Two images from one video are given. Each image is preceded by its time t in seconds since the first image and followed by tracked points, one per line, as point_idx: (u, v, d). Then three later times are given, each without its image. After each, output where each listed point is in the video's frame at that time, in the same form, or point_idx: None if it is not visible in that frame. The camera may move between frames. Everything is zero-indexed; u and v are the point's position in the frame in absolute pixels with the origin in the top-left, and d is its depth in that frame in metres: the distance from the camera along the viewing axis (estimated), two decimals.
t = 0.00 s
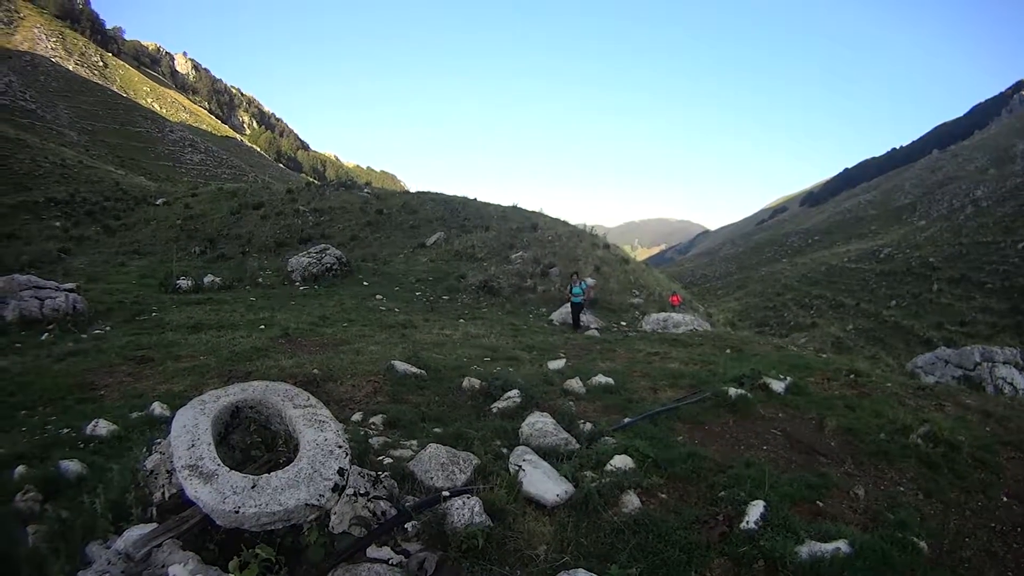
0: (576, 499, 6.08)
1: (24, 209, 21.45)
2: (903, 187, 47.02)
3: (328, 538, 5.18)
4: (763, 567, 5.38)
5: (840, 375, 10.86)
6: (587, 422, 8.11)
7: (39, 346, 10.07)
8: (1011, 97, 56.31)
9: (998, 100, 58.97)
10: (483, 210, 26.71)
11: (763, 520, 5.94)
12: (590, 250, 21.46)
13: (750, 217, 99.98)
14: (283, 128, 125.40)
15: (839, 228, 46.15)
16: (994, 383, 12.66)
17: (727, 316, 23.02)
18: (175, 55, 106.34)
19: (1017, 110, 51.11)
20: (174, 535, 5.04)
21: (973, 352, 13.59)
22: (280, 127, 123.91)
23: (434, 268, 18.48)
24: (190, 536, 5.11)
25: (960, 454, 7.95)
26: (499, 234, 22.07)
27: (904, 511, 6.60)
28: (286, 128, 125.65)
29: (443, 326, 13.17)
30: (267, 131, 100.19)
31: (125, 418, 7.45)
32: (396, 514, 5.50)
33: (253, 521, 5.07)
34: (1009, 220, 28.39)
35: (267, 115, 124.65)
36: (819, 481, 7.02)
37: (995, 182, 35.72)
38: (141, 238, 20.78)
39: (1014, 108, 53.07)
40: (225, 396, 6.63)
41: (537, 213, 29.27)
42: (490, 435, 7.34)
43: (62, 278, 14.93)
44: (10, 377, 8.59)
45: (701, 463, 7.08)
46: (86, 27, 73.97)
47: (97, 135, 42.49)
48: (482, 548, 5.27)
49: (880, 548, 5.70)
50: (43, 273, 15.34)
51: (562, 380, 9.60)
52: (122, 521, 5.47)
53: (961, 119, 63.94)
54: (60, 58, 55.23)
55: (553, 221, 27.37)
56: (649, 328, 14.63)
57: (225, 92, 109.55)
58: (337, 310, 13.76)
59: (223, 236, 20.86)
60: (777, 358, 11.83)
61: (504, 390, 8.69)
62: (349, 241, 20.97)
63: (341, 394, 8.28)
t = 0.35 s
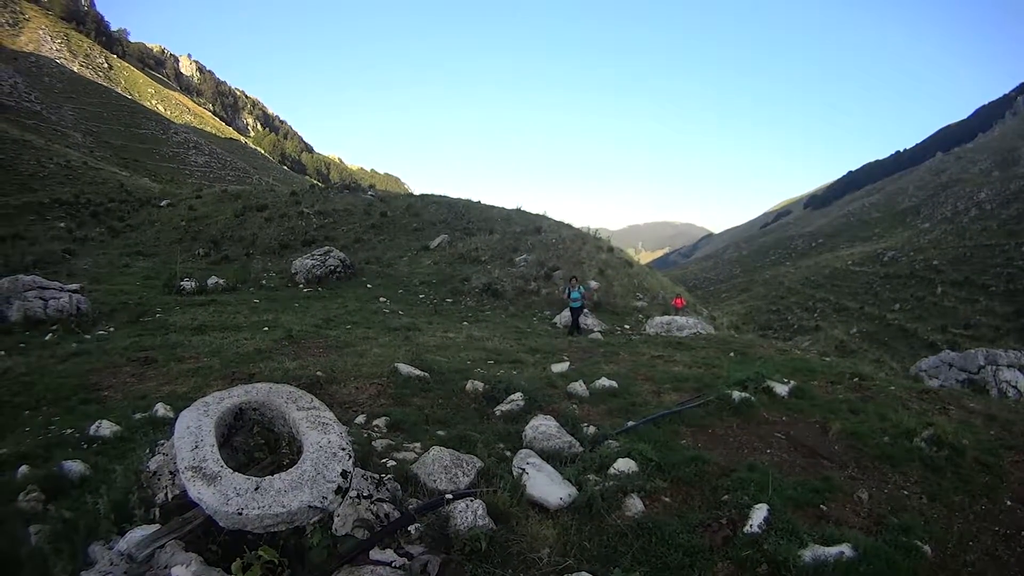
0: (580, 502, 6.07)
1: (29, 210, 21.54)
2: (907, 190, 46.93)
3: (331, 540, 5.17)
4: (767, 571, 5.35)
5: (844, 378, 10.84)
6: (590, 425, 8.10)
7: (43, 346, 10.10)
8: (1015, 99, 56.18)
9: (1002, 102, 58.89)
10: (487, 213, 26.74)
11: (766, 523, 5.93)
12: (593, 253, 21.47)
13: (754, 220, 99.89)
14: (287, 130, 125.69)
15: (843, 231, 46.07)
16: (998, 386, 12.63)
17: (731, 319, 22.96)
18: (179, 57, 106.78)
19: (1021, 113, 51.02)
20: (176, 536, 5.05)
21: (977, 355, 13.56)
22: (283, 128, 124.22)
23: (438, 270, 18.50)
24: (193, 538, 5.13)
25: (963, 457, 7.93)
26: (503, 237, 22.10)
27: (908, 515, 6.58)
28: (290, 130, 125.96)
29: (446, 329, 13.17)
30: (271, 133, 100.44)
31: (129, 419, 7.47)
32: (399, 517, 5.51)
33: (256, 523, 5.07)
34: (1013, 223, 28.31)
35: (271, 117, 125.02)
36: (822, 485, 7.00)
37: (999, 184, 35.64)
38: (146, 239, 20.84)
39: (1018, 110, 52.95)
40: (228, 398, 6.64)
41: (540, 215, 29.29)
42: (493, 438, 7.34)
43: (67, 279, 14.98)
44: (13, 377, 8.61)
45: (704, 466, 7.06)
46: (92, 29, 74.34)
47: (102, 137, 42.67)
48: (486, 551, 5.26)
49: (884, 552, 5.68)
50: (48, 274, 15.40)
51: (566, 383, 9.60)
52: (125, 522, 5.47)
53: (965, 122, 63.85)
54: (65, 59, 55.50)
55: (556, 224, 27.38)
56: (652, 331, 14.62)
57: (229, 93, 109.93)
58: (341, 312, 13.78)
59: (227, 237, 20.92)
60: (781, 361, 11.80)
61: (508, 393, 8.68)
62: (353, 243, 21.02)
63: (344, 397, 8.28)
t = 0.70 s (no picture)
0: (577, 497, 6.08)
1: (25, 210, 21.49)
2: (904, 186, 46.98)
3: (328, 537, 5.17)
4: (765, 566, 5.37)
5: (842, 374, 10.86)
6: (588, 420, 8.11)
7: (40, 346, 10.09)
8: (1012, 96, 56.22)
9: (999, 98, 58.92)
10: (484, 209, 26.72)
11: (764, 518, 5.94)
12: (591, 249, 21.46)
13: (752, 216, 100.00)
14: (284, 128, 125.44)
15: (841, 227, 46.12)
16: (994, 381, 12.68)
17: (729, 315, 22.99)
18: (176, 55, 106.51)
19: (1018, 109, 51.05)
20: (174, 534, 5.06)
21: (974, 351, 13.58)
22: (280, 126, 123.99)
23: (436, 267, 18.49)
24: (191, 536, 5.14)
25: (960, 453, 7.95)
26: (500, 233, 22.09)
27: (905, 511, 6.60)
28: (288, 128, 125.73)
29: (444, 325, 13.17)
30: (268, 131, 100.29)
31: (127, 418, 7.47)
32: (397, 513, 5.52)
33: (253, 520, 5.07)
34: (1010, 219, 28.35)
35: (268, 116, 124.77)
36: (820, 480, 7.03)
37: (996, 180, 35.70)
38: (142, 238, 20.80)
39: (1015, 106, 53.00)
40: (225, 396, 6.62)
41: (538, 212, 29.27)
42: (491, 434, 7.35)
43: (63, 278, 14.95)
44: (10, 377, 8.60)
45: (702, 461, 7.08)
46: (87, 28, 74.11)
47: (98, 136, 42.56)
48: (483, 547, 5.27)
49: (882, 547, 5.69)
50: (45, 274, 15.36)
51: (563, 379, 9.61)
52: (123, 521, 5.48)
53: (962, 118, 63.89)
54: (61, 59, 55.33)
55: (554, 220, 27.37)
56: (650, 326, 14.64)
57: (226, 92, 109.68)
58: (339, 310, 13.77)
59: (224, 235, 20.88)
60: (778, 356, 11.83)
61: (506, 389, 8.69)
62: (351, 241, 21.00)
63: (342, 394, 8.28)
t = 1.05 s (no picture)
0: (577, 492, 6.09)
1: (25, 207, 21.48)
2: (905, 181, 46.89)
3: (328, 532, 5.18)
4: (765, 562, 5.38)
5: (842, 368, 10.86)
6: (587, 415, 8.11)
7: (41, 344, 10.09)
8: (1013, 91, 56.07)
9: (1000, 93, 58.75)
10: (484, 204, 26.68)
11: (764, 513, 5.96)
12: (591, 244, 21.44)
13: (751, 211, 99.92)
14: (283, 124, 125.25)
15: (841, 222, 46.07)
16: (994, 376, 12.63)
17: (729, 309, 23.00)
18: (174, 52, 106.26)
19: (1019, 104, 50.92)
20: (174, 530, 5.08)
21: (975, 346, 13.57)
22: (279, 123, 123.77)
23: (435, 262, 18.47)
24: (190, 532, 5.16)
25: (961, 448, 7.95)
26: (500, 228, 22.06)
27: (905, 505, 6.60)
28: (287, 125, 125.54)
29: (444, 320, 13.17)
30: (267, 127, 100.17)
31: (127, 414, 7.48)
32: (396, 508, 5.52)
33: (253, 516, 5.08)
34: (1011, 214, 28.30)
35: (267, 112, 124.58)
36: (820, 474, 7.04)
37: (996, 176, 35.64)
38: (142, 235, 20.79)
39: (1016, 101, 52.88)
40: (225, 391, 6.62)
41: (538, 207, 29.24)
42: (491, 429, 7.35)
43: (63, 275, 14.94)
44: (11, 374, 8.61)
45: (702, 456, 7.08)
46: (85, 25, 73.96)
47: (97, 133, 42.51)
48: (483, 542, 5.28)
49: (882, 541, 5.70)
50: (45, 271, 15.36)
51: (563, 373, 9.61)
52: (124, 517, 5.50)
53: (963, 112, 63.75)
54: (59, 56, 55.22)
55: (553, 215, 27.34)
56: (650, 321, 14.63)
57: (224, 89, 109.48)
58: (338, 305, 13.76)
59: (223, 232, 20.86)
60: (778, 350, 11.82)
61: (505, 383, 8.68)
62: (350, 236, 20.98)
63: (342, 389, 8.29)
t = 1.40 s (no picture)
0: (570, 491, 6.10)
1: (17, 207, 21.37)
2: (899, 181, 47.06)
3: (321, 532, 5.18)
4: (758, 560, 5.40)
5: (835, 367, 10.90)
6: (580, 414, 8.13)
7: (34, 344, 10.05)
8: (1007, 92, 56.41)
9: (994, 94, 59.06)
10: (479, 204, 26.69)
11: (757, 512, 5.99)
12: (586, 244, 21.47)
13: (746, 211, 100.23)
14: (278, 124, 124.95)
15: (836, 221, 46.22)
16: (988, 376, 12.79)
17: (723, 308, 23.05)
18: (169, 51, 105.90)
19: (1013, 104, 51.21)
20: (167, 530, 5.09)
21: (968, 345, 13.62)
22: (275, 122, 123.48)
23: (430, 262, 18.47)
24: (183, 531, 5.16)
25: (954, 447, 7.99)
26: (495, 228, 22.06)
27: (899, 504, 6.64)
28: (282, 124, 125.24)
29: (438, 320, 13.17)
30: (262, 127, 99.94)
31: (120, 414, 7.46)
32: (389, 508, 5.53)
33: (246, 515, 5.07)
34: (1004, 214, 28.47)
35: (263, 112, 124.33)
36: (814, 474, 7.06)
37: (990, 176, 35.83)
38: (136, 234, 20.72)
39: (1010, 102, 53.19)
40: (217, 391, 6.61)
41: (533, 207, 29.27)
42: (484, 429, 7.36)
43: (56, 275, 14.88)
44: (4, 374, 8.58)
45: (696, 455, 7.10)
46: (80, 24, 73.67)
47: (91, 132, 42.32)
48: (475, 541, 5.29)
49: (875, 540, 5.74)
50: (38, 271, 15.28)
51: (556, 373, 9.62)
52: (117, 517, 5.50)
53: (957, 113, 64.09)
54: (53, 55, 54.97)
55: (548, 215, 27.37)
56: (644, 321, 14.67)
57: (220, 88, 109.18)
58: (333, 305, 13.75)
59: (218, 232, 20.81)
60: (771, 350, 11.86)
61: (499, 383, 8.68)
62: (344, 236, 20.96)
63: (335, 389, 8.28)
